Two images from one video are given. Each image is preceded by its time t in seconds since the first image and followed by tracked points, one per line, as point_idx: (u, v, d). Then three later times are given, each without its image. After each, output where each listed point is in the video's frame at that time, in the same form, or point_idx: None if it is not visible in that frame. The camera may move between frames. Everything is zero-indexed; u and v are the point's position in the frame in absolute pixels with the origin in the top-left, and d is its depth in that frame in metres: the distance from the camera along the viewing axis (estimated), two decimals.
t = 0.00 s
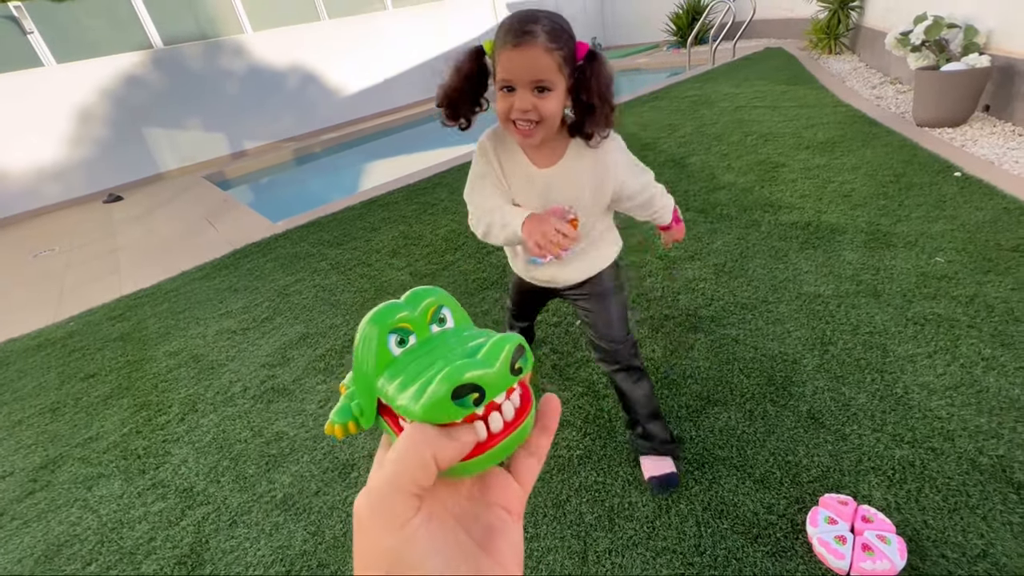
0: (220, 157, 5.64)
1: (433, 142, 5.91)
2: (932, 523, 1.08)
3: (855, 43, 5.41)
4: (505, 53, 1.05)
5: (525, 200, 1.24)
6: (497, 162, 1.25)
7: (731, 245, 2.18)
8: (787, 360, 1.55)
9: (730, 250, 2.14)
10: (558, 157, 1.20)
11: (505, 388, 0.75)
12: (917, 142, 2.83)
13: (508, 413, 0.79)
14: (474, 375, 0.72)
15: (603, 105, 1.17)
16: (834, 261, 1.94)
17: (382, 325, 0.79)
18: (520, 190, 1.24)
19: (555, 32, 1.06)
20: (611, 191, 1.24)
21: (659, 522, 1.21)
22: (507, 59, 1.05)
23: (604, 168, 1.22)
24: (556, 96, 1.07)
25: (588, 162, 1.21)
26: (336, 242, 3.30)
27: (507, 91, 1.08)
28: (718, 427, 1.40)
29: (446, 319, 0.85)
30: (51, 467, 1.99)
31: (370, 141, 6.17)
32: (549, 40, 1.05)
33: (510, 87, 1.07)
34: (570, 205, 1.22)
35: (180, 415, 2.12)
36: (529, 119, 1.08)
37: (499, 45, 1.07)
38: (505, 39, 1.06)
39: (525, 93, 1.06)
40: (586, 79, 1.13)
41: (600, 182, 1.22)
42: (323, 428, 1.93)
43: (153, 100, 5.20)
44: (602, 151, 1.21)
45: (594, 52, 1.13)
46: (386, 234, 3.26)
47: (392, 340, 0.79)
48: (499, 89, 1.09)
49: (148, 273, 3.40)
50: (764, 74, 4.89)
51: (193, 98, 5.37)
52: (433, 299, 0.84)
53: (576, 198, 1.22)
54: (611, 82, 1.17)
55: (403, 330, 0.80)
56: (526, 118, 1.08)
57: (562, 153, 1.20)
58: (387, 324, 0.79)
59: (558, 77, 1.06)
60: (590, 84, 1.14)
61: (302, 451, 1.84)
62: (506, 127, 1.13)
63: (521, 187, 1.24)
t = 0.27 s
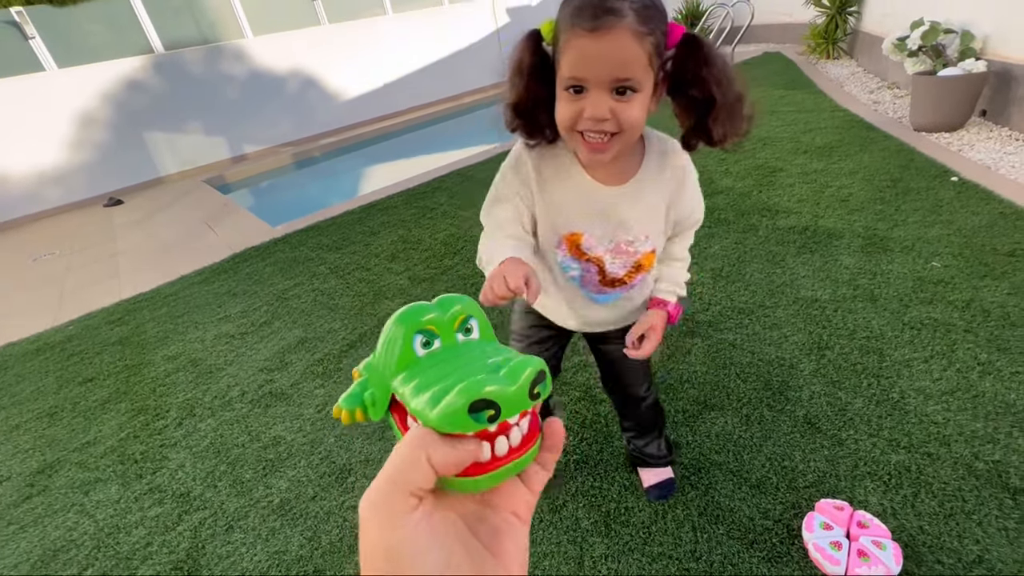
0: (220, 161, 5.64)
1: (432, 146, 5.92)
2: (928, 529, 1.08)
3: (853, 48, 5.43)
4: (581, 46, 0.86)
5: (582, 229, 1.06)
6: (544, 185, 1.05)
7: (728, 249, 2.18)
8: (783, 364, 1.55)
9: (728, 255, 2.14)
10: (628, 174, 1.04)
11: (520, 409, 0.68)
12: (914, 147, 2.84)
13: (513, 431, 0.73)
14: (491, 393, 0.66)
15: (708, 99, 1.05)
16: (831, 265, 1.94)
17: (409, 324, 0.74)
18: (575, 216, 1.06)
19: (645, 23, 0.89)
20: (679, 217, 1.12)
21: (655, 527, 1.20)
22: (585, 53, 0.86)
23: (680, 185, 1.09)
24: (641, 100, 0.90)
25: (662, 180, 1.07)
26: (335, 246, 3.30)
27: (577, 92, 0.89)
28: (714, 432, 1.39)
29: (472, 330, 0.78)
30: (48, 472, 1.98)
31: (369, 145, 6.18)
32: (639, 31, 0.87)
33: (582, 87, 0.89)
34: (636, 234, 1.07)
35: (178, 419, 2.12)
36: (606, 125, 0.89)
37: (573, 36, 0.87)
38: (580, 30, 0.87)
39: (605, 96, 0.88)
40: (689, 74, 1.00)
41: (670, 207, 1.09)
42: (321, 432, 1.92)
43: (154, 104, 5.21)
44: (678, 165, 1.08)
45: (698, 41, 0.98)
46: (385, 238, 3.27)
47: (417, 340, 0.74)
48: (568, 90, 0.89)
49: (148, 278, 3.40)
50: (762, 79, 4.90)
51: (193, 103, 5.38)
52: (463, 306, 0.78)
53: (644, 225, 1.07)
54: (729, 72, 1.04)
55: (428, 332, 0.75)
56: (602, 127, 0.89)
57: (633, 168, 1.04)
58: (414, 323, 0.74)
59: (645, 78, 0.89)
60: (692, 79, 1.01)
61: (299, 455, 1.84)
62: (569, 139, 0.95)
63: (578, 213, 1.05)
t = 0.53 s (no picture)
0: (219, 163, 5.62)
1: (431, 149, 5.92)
2: (929, 531, 1.07)
3: (850, 52, 5.45)
4: (545, 29, 0.72)
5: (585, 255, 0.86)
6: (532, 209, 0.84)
7: (727, 252, 2.17)
8: (782, 366, 1.54)
9: (727, 257, 2.14)
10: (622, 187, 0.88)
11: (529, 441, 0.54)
12: (912, 151, 2.84)
13: (537, 461, 0.60)
14: (497, 419, 0.53)
15: (692, 93, 0.94)
16: (830, 268, 1.94)
17: (437, 345, 0.63)
18: (576, 240, 0.85)
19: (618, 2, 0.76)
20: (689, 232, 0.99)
21: (655, 530, 1.19)
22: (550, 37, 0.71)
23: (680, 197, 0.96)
24: (622, 91, 0.75)
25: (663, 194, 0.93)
26: (334, 248, 3.30)
27: (543, 88, 0.73)
28: (715, 434, 1.38)
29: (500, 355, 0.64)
30: (43, 475, 1.97)
31: (369, 149, 6.17)
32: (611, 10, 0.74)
33: (546, 82, 0.73)
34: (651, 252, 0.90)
35: (175, 422, 2.10)
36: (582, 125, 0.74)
37: (536, 20, 0.73)
38: (540, 12, 0.73)
39: (580, 86, 0.72)
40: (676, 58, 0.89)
41: (681, 218, 0.97)
42: (318, 435, 1.91)
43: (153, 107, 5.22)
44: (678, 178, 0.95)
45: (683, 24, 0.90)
46: (384, 240, 3.26)
47: (441, 364, 0.62)
48: (533, 85, 0.73)
49: (146, 280, 3.40)
50: (760, 83, 4.92)
51: (192, 105, 5.38)
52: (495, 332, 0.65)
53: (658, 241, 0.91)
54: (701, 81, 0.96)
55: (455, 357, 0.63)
56: (578, 126, 0.73)
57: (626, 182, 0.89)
58: (443, 344, 0.63)
59: (624, 63, 0.75)
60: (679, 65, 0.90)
61: (297, 458, 1.83)
62: (533, 148, 0.78)
63: (581, 237, 0.85)
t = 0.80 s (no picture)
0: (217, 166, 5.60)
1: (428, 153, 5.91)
2: (928, 536, 1.07)
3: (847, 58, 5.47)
4: (620, 35, 0.49)
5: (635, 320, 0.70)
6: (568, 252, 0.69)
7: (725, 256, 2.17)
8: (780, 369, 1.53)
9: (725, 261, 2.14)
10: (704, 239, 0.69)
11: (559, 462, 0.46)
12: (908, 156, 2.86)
13: (553, 502, 0.53)
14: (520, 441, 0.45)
15: (852, 109, 0.68)
16: (828, 272, 1.94)
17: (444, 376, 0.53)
18: (620, 299, 0.69)
19: None
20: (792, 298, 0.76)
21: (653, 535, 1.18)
22: (628, 50, 0.48)
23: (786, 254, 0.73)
24: (729, 127, 0.53)
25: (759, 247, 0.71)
26: (332, 252, 3.29)
27: (610, 119, 0.52)
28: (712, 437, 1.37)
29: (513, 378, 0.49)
30: (37, 480, 1.96)
31: (366, 153, 6.17)
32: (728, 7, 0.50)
33: (616, 116, 0.51)
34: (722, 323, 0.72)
35: (170, 427, 2.09)
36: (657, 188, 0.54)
37: (609, 16, 0.50)
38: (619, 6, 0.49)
39: (671, 125, 0.50)
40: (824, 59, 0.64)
41: (781, 291, 0.75)
42: (315, 439, 1.90)
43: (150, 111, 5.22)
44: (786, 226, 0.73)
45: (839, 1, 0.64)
46: (382, 244, 3.25)
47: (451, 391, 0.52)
48: (601, 112, 0.52)
49: (143, 284, 3.39)
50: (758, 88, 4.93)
51: (190, 109, 5.38)
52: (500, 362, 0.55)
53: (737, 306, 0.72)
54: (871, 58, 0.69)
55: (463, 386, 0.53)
56: (661, 177, 0.52)
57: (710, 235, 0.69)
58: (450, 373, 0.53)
59: (738, 89, 0.52)
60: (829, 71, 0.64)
61: (293, 463, 1.81)
62: (592, 191, 0.58)
63: (629, 294, 0.69)
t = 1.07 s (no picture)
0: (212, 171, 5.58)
1: (425, 156, 5.90)
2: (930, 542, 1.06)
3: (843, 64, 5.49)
4: (812, 76, 0.43)
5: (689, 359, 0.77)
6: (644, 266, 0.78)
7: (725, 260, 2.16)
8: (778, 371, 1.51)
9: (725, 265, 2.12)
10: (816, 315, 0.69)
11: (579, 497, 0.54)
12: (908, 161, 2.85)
13: (575, 544, 0.62)
14: (547, 472, 0.53)
15: None
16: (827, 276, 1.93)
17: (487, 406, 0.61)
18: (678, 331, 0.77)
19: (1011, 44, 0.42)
20: (891, 403, 0.68)
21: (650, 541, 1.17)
22: (809, 91, 0.43)
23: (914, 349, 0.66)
24: (916, 215, 0.46)
25: (869, 325, 0.67)
26: (328, 256, 3.27)
27: (755, 158, 0.50)
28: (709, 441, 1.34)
29: (543, 403, 0.59)
30: (26, 488, 1.93)
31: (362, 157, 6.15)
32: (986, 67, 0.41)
33: (762, 159, 0.49)
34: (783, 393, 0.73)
35: (163, 433, 2.06)
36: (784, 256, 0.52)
37: (787, 49, 0.45)
38: (825, 34, 0.43)
39: (831, 189, 0.45)
40: None
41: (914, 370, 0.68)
42: (310, 445, 1.87)
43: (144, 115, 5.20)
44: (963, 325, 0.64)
45: None
46: (379, 249, 3.23)
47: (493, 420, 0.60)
48: (745, 150, 0.50)
49: (137, 288, 3.35)
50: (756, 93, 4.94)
51: (185, 113, 5.36)
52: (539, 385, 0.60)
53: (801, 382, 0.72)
54: None
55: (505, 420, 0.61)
56: (804, 250, 0.49)
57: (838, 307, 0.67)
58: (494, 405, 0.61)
59: (955, 170, 0.43)
60: None
61: (287, 470, 1.79)
62: (717, 228, 0.58)
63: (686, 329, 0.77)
